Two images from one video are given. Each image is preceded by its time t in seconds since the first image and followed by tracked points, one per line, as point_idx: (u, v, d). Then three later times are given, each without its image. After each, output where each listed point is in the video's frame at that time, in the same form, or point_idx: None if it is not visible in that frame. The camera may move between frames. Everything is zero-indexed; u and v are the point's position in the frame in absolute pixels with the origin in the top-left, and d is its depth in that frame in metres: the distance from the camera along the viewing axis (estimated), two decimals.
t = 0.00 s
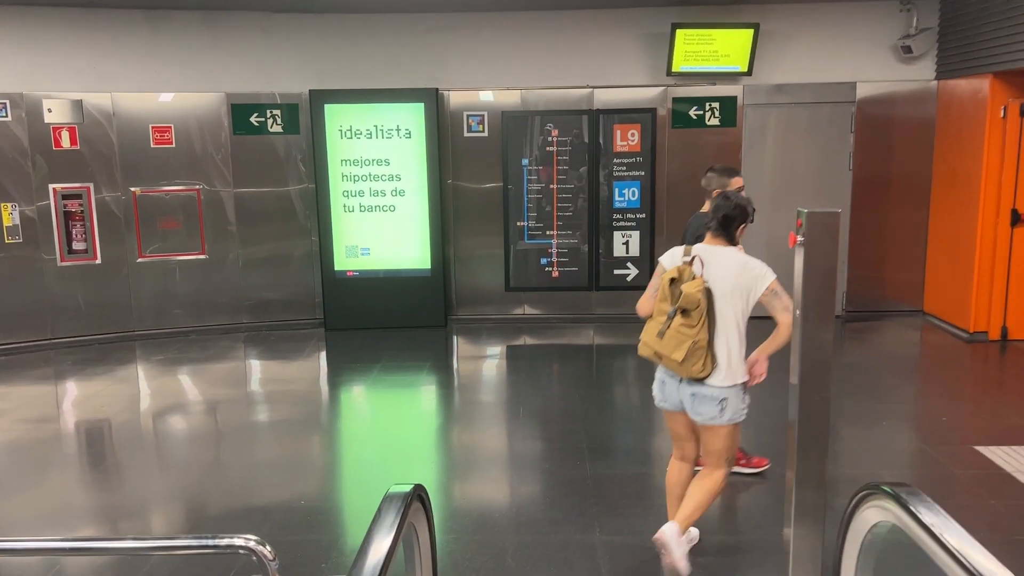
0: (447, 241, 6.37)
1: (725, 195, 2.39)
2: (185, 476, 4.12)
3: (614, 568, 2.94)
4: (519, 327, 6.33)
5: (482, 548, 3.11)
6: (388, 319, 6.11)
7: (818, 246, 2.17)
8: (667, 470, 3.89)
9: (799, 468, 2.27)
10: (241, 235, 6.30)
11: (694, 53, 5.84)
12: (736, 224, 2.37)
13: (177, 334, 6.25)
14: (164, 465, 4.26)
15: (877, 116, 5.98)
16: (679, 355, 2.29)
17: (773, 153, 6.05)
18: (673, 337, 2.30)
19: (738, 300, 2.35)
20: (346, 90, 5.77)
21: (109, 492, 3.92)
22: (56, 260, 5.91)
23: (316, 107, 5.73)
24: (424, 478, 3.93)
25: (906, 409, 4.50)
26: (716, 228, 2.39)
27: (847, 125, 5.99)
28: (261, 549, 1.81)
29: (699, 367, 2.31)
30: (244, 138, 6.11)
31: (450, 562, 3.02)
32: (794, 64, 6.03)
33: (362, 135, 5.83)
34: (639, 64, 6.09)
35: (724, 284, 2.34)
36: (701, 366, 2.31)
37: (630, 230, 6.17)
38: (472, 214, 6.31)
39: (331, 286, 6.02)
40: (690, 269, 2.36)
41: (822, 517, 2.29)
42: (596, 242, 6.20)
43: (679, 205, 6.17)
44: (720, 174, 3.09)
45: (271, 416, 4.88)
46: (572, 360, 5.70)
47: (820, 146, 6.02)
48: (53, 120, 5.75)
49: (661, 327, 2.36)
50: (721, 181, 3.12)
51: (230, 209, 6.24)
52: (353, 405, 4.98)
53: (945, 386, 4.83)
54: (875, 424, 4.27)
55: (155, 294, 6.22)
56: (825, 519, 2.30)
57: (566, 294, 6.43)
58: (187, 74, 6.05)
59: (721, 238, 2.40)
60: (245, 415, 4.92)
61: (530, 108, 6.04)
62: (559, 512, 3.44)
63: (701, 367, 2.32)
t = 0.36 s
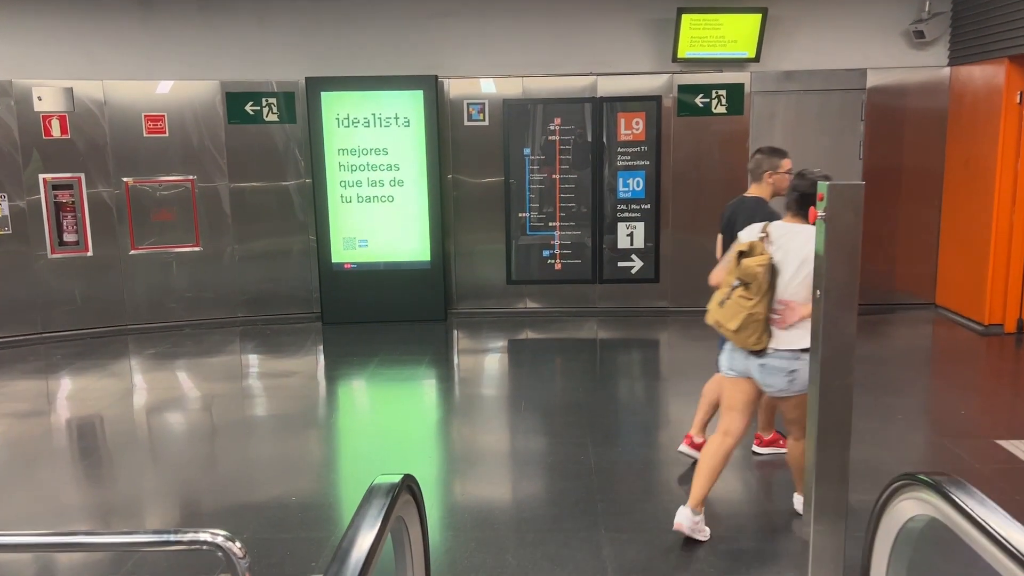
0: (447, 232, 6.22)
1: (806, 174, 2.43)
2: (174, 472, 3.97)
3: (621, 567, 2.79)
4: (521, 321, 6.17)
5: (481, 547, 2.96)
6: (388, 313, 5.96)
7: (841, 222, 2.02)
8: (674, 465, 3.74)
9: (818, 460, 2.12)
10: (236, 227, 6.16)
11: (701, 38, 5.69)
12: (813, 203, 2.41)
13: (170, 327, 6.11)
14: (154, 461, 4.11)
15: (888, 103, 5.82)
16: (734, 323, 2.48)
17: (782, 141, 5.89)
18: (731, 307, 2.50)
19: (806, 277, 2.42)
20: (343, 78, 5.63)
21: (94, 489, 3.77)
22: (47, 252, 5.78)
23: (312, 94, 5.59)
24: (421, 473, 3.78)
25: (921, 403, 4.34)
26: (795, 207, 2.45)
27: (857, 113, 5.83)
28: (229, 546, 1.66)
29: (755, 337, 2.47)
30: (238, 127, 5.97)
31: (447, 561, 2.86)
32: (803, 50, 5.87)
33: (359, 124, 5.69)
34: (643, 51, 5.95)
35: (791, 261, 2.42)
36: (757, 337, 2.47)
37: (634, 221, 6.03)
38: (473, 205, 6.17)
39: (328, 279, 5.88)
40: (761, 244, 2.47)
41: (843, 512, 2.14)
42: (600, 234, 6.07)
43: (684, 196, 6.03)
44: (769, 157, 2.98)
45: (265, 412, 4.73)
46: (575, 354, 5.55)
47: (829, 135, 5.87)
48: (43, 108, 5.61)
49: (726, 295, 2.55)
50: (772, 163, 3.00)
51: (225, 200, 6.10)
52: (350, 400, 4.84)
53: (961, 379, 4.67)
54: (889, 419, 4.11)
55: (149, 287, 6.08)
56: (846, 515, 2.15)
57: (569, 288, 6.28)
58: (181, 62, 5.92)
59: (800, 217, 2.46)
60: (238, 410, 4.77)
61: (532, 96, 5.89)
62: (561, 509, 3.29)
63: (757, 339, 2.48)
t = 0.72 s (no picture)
0: (441, 223, 6.04)
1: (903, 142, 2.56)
2: (155, 470, 3.78)
3: (623, 568, 2.61)
4: (518, 314, 5.99)
5: (474, 547, 2.78)
6: (380, 305, 5.79)
7: (864, 191, 1.85)
8: (678, 461, 3.56)
9: (838, 450, 1.95)
10: (224, 217, 5.97)
11: (702, 22, 5.52)
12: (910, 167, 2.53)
13: (156, 320, 5.91)
14: (132, 457, 3.92)
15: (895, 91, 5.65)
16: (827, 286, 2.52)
17: (786, 129, 5.72)
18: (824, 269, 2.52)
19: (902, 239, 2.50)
20: (333, 62, 5.45)
21: (67, 487, 3.58)
22: (27, 242, 5.58)
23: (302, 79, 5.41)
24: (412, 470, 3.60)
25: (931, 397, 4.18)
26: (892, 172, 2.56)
27: (864, 100, 5.66)
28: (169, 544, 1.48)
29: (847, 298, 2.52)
30: (226, 114, 5.79)
31: (437, 562, 2.68)
32: (807, 35, 5.71)
33: (351, 110, 5.51)
34: (643, 35, 5.78)
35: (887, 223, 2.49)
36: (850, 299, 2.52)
37: (634, 211, 5.86)
38: (468, 194, 5.99)
39: (319, 270, 5.70)
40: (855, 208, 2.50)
41: (865, 508, 1.97)
42: (599, 224, 5.89)
43: (686, 185, 5.86)
44: (825, 130, 2.98)
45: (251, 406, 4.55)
46: (573, 348, 5.38)
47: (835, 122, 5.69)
48: (23, 93, 5.41)
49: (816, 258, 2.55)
50: (828, 136, 2.99)
51: (212, 188, 5.92)
52: (341, 394, 4.66)
53: (972, 373, 4.51)
54: (901, 413, 3.95)
55: (133, 278, 5.89)
56: (869, 511, 1.98)
57: (566, 280, 6.10)
58: (166, 46, 5.73)
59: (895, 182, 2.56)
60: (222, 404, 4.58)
61: (529, 82, 5.73)
62: (559, 506, 3.12)
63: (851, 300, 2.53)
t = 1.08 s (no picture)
0: (432, 210, 5.86)
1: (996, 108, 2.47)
2: (132, 464, 3.58)
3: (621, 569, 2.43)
4: (510, 306, 5.81)
5: (460, 546, 2.60)
6: (368, 295, 5.60)
7: (890, 156, 1.67)
8: (677, 456, 3.39)
9: (858, 441, 1.78)
10: (207, 203, 5.79)
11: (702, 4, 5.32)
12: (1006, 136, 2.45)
13: (135, 310, 5.70)
14: (103, 450, 3.73)
15: (900, 76, 5.48)
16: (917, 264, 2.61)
17: (787, 115, 5.54)
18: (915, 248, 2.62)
19: (993, 213, 2.45)
20: (320, 42, 5.26)
21: (32, 481, 3.38)
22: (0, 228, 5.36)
23: (286, 60, 5.23)
24: (397, 464, 3.42)
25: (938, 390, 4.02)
26: (989, 142, 2.49)
27: (867, 85, 5.49)
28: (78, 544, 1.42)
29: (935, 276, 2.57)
30: (209, 96, 5.61)
31: (422, 563, 2.50)
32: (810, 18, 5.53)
33: (338, 92, 5.32)
34: (641, 17, 5.57)
35: (974, 198, 2.49)
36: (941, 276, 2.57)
37: (630, 199, 5.68)
38: (460, 181, 5.81)
39: (304, 259, 5.51)
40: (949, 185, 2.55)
41: (887, 505, 1.80)
42: (594, 213, 5.71)
43: (683, 173, 5.69)
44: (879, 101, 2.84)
45: (234, 397, 4.36)
46: (568, 339, 5.21)
47: (838, 108, 5.52)
48: None
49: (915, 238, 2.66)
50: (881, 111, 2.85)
51: (195, 173, 5.72)
52: (328, 385, 4.48)
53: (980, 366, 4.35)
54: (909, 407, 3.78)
55: (112, 267, 5.68)
56: (890, 508, 1.81)
57: (560, 270, 5.93)
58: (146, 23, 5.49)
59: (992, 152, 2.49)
60: (201, 396, 4.39)
61: (523, 66, 5.56)
62: (551, 502, 2.94)
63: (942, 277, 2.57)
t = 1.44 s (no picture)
0: (422, 210, 5.67)
1: None
2: (106, 470, 3.37)
3: None
4: (502, 309, 5.62)
5: (446, 567, 2.41)
6: (355, 297, 5.41)
7: (922, 141, 1.49)
8: (675, 466, 3.21)
9: (883, 458, 1.60)
10: (189, 200, 5.59)
11: None
12: None
13: (112, 311, 5.50)
14: (69, 456, 3.52)
15: (904, 75, 5.32)
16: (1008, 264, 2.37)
17: (788, 114, 5.38)
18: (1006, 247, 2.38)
19: None
20: (305, 34, 5.07)
21: None
22: None
23: (271, 52, 5.04)
24: (381, 474, 3.23)
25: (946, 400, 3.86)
26: None
27: (871, 83, 5.33)
28: None
29: None
30: (189, 89, 5.40)
31: None
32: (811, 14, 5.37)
33: (324, 86, 5.14)
34: (637, 12, 5.44)
35: None
36: None
37: (626, 199, 5.52)
38: (450, 180, 5.63)
39: (288, 259, 5.32)
40: None
41: (917, 530, 1.61)
42: (589, 213, 5.55)
43: (681, 172, 5.52)
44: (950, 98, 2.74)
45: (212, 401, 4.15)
46: (561, 343, 5.02)
47: (841, 107, 5.36)
48: None
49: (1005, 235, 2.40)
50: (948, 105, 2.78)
51: (175, 169, 5.52)
52: (312, 390, 4.29)
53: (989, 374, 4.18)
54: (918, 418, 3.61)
55: (89, 265, 5.47)
56: (918, 534, 1.63)
57: (554, 272, 5.75)
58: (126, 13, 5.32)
59: None
60: (177, 400, 4.19)
61: (516, 61, 5.38)
62: (543, 518, 2.76)
63: None
